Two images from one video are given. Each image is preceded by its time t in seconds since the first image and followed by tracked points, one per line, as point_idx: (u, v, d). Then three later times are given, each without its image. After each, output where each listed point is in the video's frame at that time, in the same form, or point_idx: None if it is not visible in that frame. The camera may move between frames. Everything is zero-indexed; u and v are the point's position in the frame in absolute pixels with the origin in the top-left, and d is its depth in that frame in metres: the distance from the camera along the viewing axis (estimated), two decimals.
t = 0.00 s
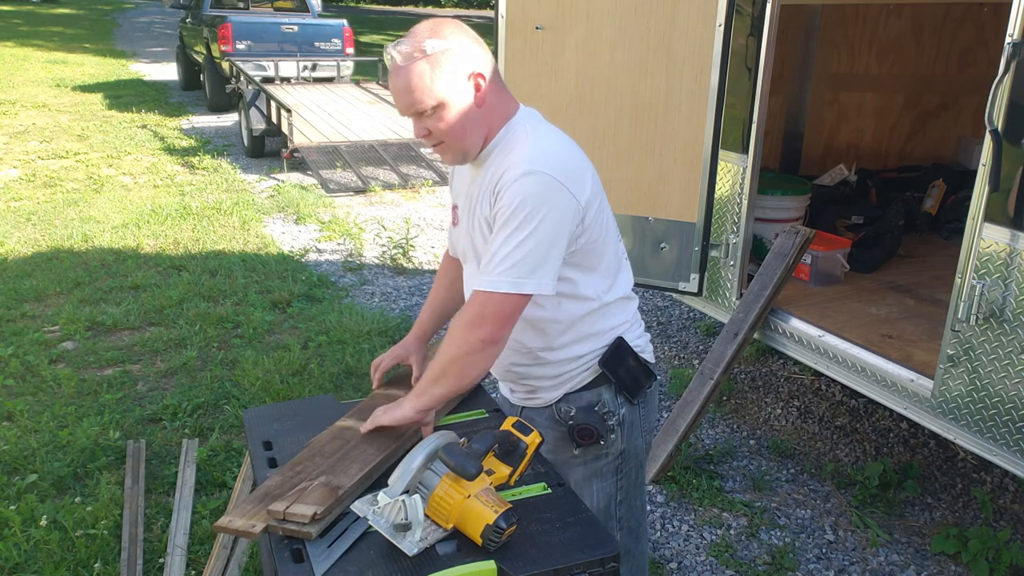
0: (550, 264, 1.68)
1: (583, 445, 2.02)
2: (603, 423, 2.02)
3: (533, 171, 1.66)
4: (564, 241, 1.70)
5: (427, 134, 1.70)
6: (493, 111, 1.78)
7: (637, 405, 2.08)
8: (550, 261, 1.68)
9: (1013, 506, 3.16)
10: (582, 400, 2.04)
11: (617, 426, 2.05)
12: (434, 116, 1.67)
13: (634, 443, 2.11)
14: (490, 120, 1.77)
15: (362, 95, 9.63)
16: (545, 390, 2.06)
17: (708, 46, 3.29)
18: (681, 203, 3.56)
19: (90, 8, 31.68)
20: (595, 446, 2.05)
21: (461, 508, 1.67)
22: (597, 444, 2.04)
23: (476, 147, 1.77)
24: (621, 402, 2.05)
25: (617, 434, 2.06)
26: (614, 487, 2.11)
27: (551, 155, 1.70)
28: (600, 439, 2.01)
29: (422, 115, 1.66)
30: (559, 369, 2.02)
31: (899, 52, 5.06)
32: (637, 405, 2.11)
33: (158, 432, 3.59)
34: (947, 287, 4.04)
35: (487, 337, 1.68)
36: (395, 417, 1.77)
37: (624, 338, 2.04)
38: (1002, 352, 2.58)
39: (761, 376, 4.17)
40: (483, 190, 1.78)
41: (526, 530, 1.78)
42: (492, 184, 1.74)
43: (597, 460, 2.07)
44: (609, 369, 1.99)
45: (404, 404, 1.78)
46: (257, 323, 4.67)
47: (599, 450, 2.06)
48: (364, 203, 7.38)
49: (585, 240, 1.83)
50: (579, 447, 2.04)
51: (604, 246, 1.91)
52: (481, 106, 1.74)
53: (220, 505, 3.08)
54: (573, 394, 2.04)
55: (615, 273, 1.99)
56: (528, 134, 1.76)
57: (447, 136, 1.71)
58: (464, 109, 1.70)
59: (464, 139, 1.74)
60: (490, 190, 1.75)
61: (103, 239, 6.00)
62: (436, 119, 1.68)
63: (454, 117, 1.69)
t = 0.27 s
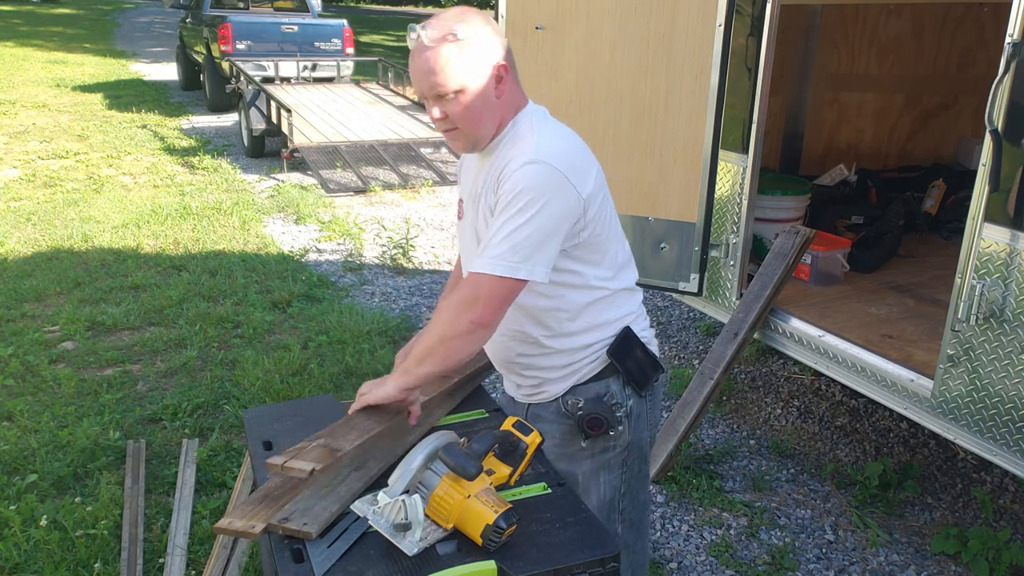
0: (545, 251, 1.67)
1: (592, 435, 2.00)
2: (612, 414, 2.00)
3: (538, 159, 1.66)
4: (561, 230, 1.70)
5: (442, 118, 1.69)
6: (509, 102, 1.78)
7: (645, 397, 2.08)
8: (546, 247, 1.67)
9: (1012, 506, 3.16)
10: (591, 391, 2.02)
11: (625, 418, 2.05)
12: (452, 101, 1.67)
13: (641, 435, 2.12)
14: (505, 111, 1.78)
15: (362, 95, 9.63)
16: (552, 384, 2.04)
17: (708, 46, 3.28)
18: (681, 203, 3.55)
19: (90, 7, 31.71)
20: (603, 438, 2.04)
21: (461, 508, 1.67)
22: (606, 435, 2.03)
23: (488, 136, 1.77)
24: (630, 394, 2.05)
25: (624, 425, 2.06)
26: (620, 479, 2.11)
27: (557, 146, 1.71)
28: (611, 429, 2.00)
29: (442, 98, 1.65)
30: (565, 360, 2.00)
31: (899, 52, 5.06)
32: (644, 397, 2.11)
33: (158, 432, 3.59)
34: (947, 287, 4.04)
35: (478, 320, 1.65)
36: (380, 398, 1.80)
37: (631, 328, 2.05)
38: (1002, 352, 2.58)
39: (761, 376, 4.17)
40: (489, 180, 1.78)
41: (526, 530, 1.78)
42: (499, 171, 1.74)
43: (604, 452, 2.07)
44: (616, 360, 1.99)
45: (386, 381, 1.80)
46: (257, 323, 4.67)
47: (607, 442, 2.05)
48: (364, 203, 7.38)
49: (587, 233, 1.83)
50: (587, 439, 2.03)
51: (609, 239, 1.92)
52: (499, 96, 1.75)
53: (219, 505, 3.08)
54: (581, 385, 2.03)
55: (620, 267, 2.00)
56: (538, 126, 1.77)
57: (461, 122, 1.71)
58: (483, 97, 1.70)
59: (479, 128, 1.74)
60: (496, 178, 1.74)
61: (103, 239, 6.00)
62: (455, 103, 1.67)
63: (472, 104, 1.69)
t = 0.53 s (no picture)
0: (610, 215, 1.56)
1: (612, 434, 1.89)
2: (633, 412, 1.90)
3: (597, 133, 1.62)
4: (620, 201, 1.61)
5: (489, 87, 1.63)
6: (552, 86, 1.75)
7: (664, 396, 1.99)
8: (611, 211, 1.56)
9: (1012, 506, 3.16)
10: (610, 389, 1.92)
11: (645, 417, 1.95)
12: (501, 70, 1.62)
13: (662, 435, 2.01)
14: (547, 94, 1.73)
15: (362, 95, 9.63)
16: (573, 383, 1.92)
17: (708, 44, 3.26)
18: (683, 203, 3.54)
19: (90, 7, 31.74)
20: (623, 438, 1.93)
21: (461, 508, 1.66)
22: (626, 435, 1.92)
23: (527, 117, 1.71)
24: (649, 392, 1.96)
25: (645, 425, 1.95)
26: (643, 483, 1.99)
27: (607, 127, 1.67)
28: (632, 427, 1.89)
29: (493, 66, 1.61)
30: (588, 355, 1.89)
31: (899, 52, 5.06)
32: (662, 397, 2.02)
33: (158, 432, 3.59)
34: (948, 287, 4.04)
35: (549, 277, 1.48)
36: (403, 300, 1.66)
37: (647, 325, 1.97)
38: (1002, 352, 2.57)
39: (761, 376, 4.17)
40: (530, 158, 1.69)
41: (526, 530, 1.78)
42: (546, 147, 1.66)
43: (625, 454, 1.95)
44: (636, 355, 1.91)
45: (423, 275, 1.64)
46: (257, 323, 4.67)
47: (627, 443, 1.94)
48: (364, 203, 7.37)
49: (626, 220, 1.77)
50: (607, 439, 1.92)
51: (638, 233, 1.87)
52: (546, 76, 1.71)
53: (219, 505, 3.08)
54: (599, 384, 1.92)
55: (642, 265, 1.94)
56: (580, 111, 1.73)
57: (507, 93, 1.64)
58: (531, 72, 1.66)
59: (523, 103, 1.67)
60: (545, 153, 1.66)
61: (103, 239, 6.00)
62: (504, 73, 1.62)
63: (521, 76, 1.64)
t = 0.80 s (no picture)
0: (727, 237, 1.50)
1: (685, 460, 1.71)
2: (703, 434, 1.73)
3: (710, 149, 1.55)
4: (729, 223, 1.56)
5: (592, 80, 1.58)
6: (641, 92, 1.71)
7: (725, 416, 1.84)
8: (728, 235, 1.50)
9: (1012, 506, 3.16)
10: (677, 413, 1.76)
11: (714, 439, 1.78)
12: (607, 65, 1.58)
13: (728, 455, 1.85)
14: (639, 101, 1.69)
15: (362, 95, 9.63)
16: (639, 405, 1.76)
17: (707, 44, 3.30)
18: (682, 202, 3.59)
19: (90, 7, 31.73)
20: (696, 463, 1.75)
21: (461, 508, 1.66)
22: (699, 457, 1.74)
23: (620, 118, 1.65)
24: (713, 414, 1.80)
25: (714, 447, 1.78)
26: (718, 506, 1.79)
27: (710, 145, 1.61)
28: (705, 449, 1.72)
29: (599, 58, 1.57)
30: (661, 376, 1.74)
31: (899, 52, 5.06)
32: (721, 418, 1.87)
33: (158, 432, 3.59)
34: (948, 287, 4.04)
35: (693, 306, 1.42)
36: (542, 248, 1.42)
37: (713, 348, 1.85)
38: (1002, 352, 2.57)
39: (761, 376, 4.17)
40: (624, 164, 1.60)
41: (526, 530, 1.77)
42: (648, 155, 1.57)
43: (698, 478, 1.76)
44: (705, 376, 1.77)
45: (567, 238, 1.43)
46: (257, 323, 4.67)
47: (699, 466, 1.75)
48: (364, 203, 7.37)
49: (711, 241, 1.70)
50: (679, 464, 1.73)
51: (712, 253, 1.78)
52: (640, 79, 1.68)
53: (219, 505, 3.08)
54: (666, 408, 1.76)
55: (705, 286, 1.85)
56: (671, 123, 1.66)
57: (609, 89, 1.60)
58: (631, 71, 1.62)
59: (620, 103, 1.63)
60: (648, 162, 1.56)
61: (103, 239, 5.99)
62: (607, 67, 1.58)
63: (625, 73, 1.60)
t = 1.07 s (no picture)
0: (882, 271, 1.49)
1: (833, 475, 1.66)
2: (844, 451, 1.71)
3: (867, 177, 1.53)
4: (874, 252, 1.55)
5: (735, 90, 1.52)
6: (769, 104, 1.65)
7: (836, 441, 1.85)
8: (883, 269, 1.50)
9: (1013, 506, 3.16)
10: (813, 429, 1.74)
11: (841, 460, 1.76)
12: (748, 74, 1.52)
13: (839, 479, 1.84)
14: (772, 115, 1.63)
15: (362, 95, 9.63)
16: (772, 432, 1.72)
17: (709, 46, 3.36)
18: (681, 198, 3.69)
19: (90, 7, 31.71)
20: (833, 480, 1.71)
21: (461, 508, 1.66)
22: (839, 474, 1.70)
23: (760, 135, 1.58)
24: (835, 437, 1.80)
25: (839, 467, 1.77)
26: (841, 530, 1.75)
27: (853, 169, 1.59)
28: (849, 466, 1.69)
29: (742, 68, 1.51)
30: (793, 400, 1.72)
31: (900, 50, 5.06)
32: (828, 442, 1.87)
33: (158, 432, 3.59)
34: (948, 287, 4.04)
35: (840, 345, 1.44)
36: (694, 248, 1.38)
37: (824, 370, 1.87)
38: (1002, 352, 2.57)
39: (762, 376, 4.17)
40: (773, 186, 1.56)
41: (526, 531, 1.77)
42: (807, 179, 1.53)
43: (832, 497, 1.72)
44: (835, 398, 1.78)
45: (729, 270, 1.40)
46: (257, 323, 4.67)
47: (835, 485, 1.71)
48: (364, 203, 7.37)
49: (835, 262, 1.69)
50: (824, 481, 1.68)
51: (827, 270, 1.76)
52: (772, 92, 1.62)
53: (219, 504, 3.07)
54: (803, 427, 1.73)
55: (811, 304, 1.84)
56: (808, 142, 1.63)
57: (751, 99, 1.53)
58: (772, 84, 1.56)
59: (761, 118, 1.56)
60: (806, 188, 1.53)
61: (103, 239, 6.00)
62: (750, 78, 1.52)
63: (767, 85, 1.54)
